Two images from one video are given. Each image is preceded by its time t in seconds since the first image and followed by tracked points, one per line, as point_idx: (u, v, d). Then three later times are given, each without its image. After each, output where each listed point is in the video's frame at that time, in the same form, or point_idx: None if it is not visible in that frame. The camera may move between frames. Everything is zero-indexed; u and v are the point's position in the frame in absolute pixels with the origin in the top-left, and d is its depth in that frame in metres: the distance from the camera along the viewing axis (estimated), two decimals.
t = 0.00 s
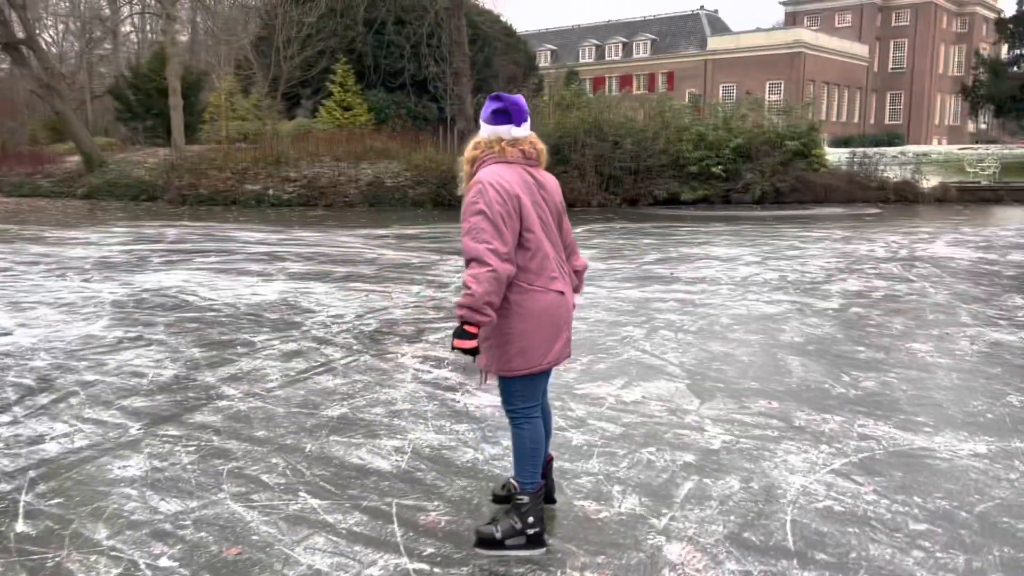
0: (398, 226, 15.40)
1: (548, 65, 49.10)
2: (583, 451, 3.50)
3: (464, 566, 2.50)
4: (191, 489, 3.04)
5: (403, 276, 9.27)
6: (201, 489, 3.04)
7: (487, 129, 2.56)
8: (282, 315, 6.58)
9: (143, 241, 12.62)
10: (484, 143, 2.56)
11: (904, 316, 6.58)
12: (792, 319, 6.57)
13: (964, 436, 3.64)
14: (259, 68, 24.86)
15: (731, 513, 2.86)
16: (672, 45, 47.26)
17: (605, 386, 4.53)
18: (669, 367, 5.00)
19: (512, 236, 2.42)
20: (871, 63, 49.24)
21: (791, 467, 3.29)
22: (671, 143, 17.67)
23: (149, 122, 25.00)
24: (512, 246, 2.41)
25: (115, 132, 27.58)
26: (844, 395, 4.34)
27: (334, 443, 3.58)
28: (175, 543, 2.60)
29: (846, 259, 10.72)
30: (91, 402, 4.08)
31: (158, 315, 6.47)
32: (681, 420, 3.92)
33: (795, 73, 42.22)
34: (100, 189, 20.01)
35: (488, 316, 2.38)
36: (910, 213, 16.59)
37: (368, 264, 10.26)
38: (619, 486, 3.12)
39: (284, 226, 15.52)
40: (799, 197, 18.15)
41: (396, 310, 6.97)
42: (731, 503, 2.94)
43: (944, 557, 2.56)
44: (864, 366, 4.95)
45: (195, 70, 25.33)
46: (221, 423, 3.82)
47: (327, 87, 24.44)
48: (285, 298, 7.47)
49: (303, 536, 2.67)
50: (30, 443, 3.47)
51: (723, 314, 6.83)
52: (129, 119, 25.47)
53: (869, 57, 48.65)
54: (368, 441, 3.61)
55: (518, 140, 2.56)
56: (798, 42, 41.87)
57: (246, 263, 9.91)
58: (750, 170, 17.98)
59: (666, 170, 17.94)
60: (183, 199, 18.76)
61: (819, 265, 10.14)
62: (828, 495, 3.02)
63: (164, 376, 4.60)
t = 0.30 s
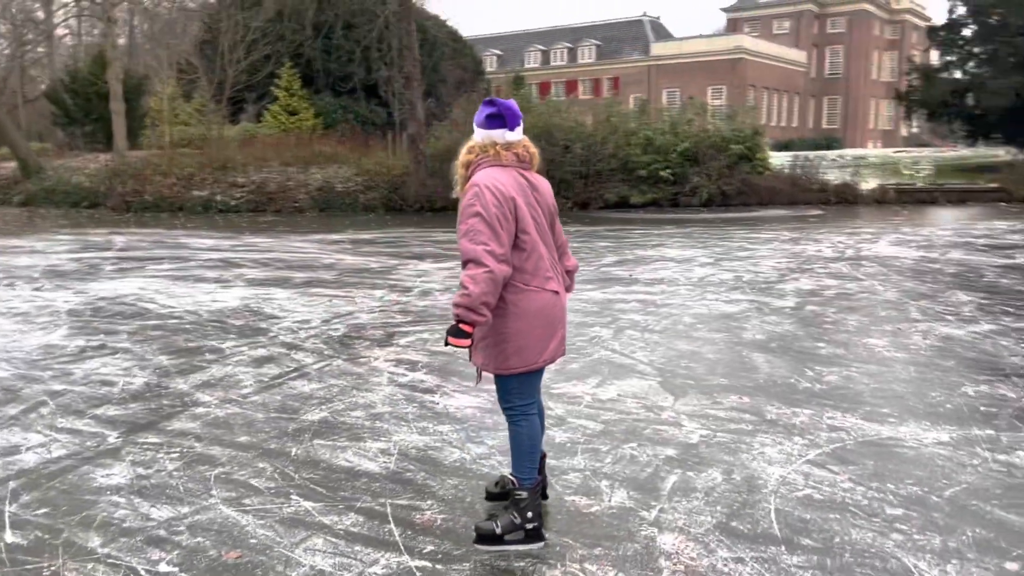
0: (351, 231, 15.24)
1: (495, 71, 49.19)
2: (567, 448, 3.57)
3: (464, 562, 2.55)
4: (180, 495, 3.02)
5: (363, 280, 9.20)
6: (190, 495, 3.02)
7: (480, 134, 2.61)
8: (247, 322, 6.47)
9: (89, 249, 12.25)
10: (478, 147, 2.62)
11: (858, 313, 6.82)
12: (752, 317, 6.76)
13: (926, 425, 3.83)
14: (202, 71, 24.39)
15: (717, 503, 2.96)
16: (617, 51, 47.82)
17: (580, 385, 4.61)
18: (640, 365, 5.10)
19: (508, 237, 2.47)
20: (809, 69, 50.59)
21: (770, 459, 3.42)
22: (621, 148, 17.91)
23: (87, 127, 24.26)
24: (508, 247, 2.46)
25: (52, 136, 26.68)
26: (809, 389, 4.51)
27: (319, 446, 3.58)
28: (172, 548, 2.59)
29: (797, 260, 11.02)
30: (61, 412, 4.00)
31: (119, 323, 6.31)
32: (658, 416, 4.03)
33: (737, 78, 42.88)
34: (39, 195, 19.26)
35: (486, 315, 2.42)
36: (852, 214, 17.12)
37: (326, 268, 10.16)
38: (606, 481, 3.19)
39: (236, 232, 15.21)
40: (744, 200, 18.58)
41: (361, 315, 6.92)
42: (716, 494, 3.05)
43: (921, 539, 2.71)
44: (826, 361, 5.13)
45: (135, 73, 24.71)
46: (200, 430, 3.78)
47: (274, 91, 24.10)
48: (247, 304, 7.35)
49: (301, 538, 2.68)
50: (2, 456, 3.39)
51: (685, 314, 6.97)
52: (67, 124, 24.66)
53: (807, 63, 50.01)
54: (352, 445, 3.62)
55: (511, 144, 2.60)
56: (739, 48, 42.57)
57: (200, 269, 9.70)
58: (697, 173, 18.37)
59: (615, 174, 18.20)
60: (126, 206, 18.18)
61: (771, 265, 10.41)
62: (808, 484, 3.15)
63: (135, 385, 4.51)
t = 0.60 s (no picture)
0: (314, 241, 15.11)
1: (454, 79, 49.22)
2: (557, 449, 3.65)
3: (469, 560, 2.61)
4: (178, 503, 3.03)
5: (332, 289, 9.16)
6: (188, 503, 3.03)
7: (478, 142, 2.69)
8: (221, 331, 6.42)
9: (46, 261, 11.96)
10: (477, 156, 2.70)
11: (822, 315, 7.02)
12: (721, 321, 6.92)
13: (897, 421, 4.00)
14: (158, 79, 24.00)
15: (707, 499, 3.07)
16: (573, 59, 48.23)
17: (563, 388, 4.70)
18: (618, 368, 5.21)
19: (509, 243, 2.54)
20: (761, 78, 51.65)
21: (753, 455, 3.54)
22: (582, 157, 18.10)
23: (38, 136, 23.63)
24: (510, 253, 2.54)
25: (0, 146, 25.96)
26: (783, 388, 4.66)
27: (311, 453, 3.61)
28: (176, 556, 2.61)
29: (758, 264, 11.26)
30: (43, 424, 3.94)
31: (90, 335, 6.21)
32: (642, 416, 4.14)
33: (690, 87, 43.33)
34: None
35: (489, 320, 2.50)
36: (807, 219, 17.53)
37: (294, 277, 10.07)
38: (598, 480, 3.28)
39: (196, 242, 14.97)
40: (702, 207, 18.92)
41: (336, 324, 6.91)
42: (705, 490, 3.15)
43: (901, 528, 2.84)
44: (797, 362, 5.29)
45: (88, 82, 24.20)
46: (188, 439, 3.78)
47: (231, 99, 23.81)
48: (219, 313, 7.28)
49: (306, 542, 2.72)
50: None
51: (656, 318, 7.10)
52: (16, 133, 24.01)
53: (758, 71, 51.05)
54: (344, 450, 3.65)
55: (508, 153, 2.68)
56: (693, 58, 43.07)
57: (166, 279, 9.55)
58: (656, 180, 18.67)
59: (576, 182, 18.37)
60: (79, 217, 17.72)
61: (734, 270, 10.63)
62: (791, 478, 3.27)
63: (115, 396, 4.46)
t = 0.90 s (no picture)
0: (275, 253, 15.02)
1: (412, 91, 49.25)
2: (540, 454, 3.77)
3: (464, 560, 2.72)
4: (172, 512, 3.08)
5: (300, 301, 9.16)
6: (182, 512, 3.08)
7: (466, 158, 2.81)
8: (193, 345, 6.42)
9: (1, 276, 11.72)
10: (466, 172, 2.82)
11: (783, 322, 7.27)
12: (687, 328, 7.12)
13: (860, 422, 4.20)
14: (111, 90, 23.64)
15: (686, 497, 3.22)
16: (530, 71, 48.62)
17: (539, 395, 4.82)
18: (591, 375, 5.35)
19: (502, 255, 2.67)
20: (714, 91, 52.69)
21: (727, 456, 3.70)
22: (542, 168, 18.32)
23: None
24: (502, 265, 2.66)
25: None
26: (750, 392, 4.85)
27: (298, 462, 3.67)
28: (175, 564, 2.67)
29: (718, 273, 11.55)
30: (22, 439, 3.94)
31: (60, 350, 6.17)
32: (618, 421, 4.28)
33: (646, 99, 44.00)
34: None
35: (485, 328, 2.61)
36: (762, 229, 17.97)
37: (261, 290, 10.04)
38: (582, 482, 3.41)
39: (154, 255, 14.76)
40: (659, 217, 19.29)
41: (308, 336, 6.94)
42: (683, 490, 3.30)
43: (870, 520, 3.02)
44: (763, 367, 5.50)
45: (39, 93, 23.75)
46: (174, 451, 3.81)
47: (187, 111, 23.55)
48: (188, 327, 7.26)
49: (304, 547, 2.79)
50: None
51: (624, 326, 7.27)
52: None
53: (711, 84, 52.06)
54: (331, 459, 3.72)
55: (496, 169, 2.81)
56: (648, 70, 43.75)
57: (130, 293, 9.46)
58: (614, 192, 18.98)
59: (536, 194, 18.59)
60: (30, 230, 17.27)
61: (695, 279, 10.90)
62: (765, 477, 3.44)
63: (95, 410, 4.46)
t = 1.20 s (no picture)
0: (250, 265, 15.04)
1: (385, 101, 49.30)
2: (525, 460, 3.89)
3: (457, 560, 2.84)
4: (168, 521, 3.16)
5: (279, 313, 9.20)
6: (179, 520, 3.17)
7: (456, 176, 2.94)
8: (176, 357, 6.46)
9: None
10: (456, 190, 2.95)
11: (755, 329, 7.47)
12: (661, 336, 7.30)
13: (829, 424, 4.39)
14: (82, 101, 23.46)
15: (666, 499, 3.36)
16: (503, 82, 48.88)
17: (522, 403, 4.94)
18: (571, 383, 5.49)
19: (492, 269, 2.80)
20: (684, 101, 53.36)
21: (703, 459, 3.86)
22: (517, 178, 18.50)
23: None
24: (493, 278, 2.80)
25: None
26: (724, 398, 5.02)
27: (289, 470, 3.77)
28: (176, 569, 2.76)
29: (691, 282, 11.78)
30: (14, 452, 4.01)
31: (42, 364, 6.18)
32: (599, 427, 4.42)
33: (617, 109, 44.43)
34: None
35: (476, 339, 2.74)
36: (733, 238, 18.28)
37: (239, 302, 10.06)
38: (566, 485, 3.54)
39: (128, 268, 14.69)
40: (632, 227, 19.54)
41: (290, 347, 7.01)
42: (664, 491, 3.45)
43: (840, 517, 3.19)
44: (736, 373, 5.68)
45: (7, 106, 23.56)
46: (165, 461, 3.89)
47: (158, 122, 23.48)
48: (169, 340, 7.28)
49: (301, 552, 2.89)
50: None
51: (601, 335, 7.43)
52: None
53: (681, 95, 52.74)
54: (320, 468, 3.81)
55: (485, 186, 2.95)
56: (619, 81, 44.22)
57: (107, 307, 9.43)
58: (587, 202, 19.19)
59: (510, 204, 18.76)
60: None
61: (669, 288, 11.10)
62: (740, 478, 3.60)
63: (83, 423, 4.52)
